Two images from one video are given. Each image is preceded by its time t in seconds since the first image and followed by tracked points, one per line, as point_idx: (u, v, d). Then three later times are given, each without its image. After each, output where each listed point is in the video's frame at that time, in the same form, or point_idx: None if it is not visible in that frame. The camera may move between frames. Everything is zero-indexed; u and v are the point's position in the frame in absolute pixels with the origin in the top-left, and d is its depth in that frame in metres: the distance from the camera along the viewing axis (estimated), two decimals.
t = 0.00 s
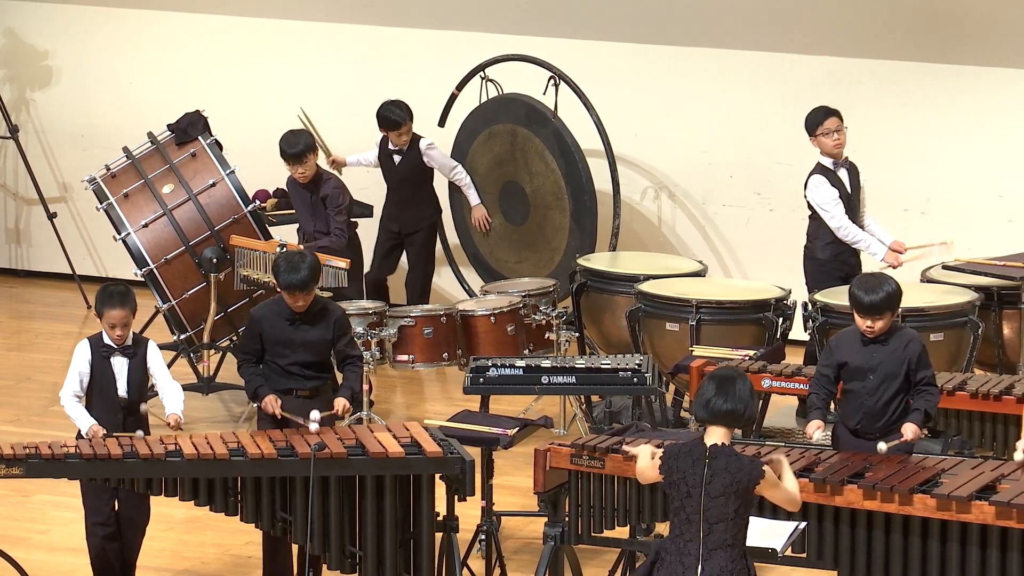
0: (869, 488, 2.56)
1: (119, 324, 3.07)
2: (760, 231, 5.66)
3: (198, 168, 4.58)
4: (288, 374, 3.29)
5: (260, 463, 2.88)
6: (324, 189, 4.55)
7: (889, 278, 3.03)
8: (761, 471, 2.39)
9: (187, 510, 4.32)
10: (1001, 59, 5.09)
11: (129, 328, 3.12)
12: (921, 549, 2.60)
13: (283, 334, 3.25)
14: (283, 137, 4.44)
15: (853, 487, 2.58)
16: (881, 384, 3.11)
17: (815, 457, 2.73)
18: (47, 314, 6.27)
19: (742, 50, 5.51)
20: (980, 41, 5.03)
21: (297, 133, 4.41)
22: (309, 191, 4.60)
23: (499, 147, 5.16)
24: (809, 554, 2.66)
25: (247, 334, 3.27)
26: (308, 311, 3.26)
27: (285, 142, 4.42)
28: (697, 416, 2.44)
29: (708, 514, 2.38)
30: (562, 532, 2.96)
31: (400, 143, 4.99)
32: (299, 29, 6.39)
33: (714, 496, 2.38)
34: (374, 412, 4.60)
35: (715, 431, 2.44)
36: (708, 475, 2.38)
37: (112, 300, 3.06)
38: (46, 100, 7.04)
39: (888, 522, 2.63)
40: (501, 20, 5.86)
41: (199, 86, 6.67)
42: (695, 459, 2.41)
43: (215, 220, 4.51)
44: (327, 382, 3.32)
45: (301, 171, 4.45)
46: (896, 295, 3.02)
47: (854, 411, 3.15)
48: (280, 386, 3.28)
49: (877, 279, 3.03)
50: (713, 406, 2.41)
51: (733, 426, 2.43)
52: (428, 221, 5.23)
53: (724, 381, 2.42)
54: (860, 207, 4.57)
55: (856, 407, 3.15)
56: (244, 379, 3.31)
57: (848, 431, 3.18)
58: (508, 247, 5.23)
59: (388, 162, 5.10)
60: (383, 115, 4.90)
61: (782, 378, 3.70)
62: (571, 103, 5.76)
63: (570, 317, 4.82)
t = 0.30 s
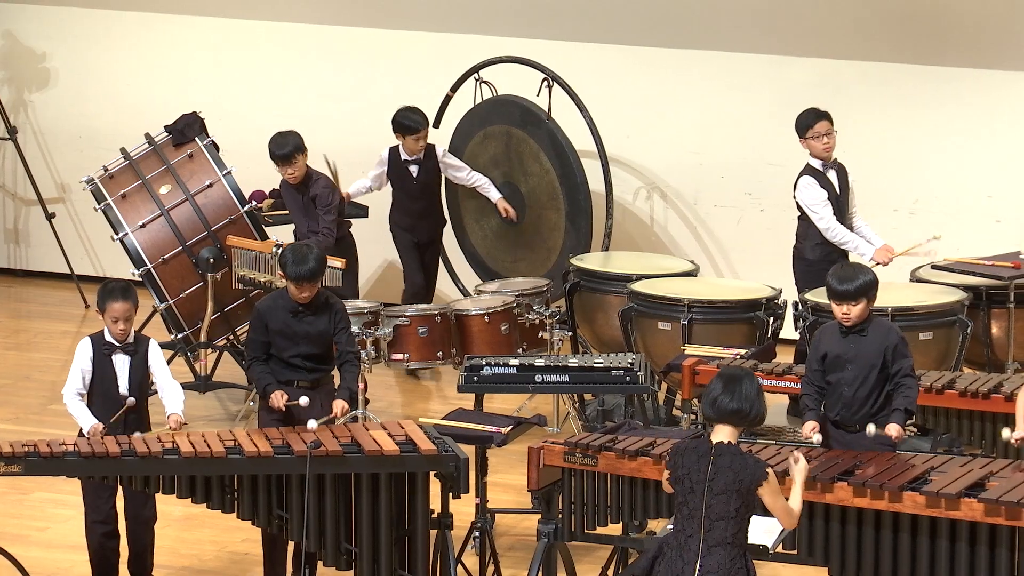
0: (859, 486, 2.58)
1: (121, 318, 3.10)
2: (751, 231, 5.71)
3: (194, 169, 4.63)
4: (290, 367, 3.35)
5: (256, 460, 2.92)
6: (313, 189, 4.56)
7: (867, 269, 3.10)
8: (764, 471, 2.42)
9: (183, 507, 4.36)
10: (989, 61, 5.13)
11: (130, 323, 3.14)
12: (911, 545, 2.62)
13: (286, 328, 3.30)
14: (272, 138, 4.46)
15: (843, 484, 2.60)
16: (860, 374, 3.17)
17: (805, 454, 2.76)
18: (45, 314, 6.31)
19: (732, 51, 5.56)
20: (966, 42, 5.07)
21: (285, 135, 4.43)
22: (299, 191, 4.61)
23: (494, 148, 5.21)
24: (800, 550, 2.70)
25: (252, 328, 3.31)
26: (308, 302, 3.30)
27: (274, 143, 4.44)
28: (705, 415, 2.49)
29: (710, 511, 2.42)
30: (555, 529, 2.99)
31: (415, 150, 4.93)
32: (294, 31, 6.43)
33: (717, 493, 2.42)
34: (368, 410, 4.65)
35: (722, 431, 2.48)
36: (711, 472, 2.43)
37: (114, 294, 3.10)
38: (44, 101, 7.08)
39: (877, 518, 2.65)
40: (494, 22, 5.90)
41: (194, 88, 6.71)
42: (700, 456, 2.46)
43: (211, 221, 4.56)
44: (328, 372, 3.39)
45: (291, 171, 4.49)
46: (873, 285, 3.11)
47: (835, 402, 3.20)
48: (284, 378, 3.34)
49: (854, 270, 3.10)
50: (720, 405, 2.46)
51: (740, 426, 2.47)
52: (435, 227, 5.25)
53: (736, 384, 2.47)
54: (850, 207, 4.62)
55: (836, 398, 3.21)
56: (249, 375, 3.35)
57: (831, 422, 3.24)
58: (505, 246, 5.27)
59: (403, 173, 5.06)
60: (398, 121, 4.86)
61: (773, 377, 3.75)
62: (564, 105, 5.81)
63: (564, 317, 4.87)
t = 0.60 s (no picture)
0: (851, 484, 2.60)
1: (133, 316, 3.16)
2: (744, 231, 5.74)
3: (192, 170, 4.66)
4: (286, 364, 3.39)
5: (252, 459, 2.95)
6: (304, 189, 4.60)
7: (857, 261, 3.13)
8: (761, 469, 2.43)
9: (180, 505, 4.40)
10: (980, 62, 5.17)
11: (143, 322, 3.20)
12: (903, 543, 2.64)
13: (279, 323, 3.33)
14: (264, 140, 4.49)
15: (836, 483, 2.63)
16: (851, 371, 3.19)
17: (798, 453, 2.79)
18: (43, 314, 6.34)
19: (726, 53, 5.59)
20: (958, 44, 5.11)
21: (276, 138, 4.46)
22: (291, 192, 4.66)
23: (488, 150, 5.22)
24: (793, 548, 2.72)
25: (247, 325, 3.35)
26: (301, 297, 3.33)
27: (265, 146, 4.48)
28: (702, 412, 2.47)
29: (707, 507, 2.44)
30: (549, 527, 3.02)
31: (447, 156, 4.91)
32: (291, 32, 6.46)
33: (714, 490, 2.44)
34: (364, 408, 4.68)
35: (723, 428, 2.49)
36: (709, 469, 2.45)
37: (124, 293, 3.15)
38: (43, 103, 7.12)
39: (869, 516, 2.67)
40: (489, 24, 5.94)
41: (192, 89, 6.74)
42: (698, 452, 2.48)
43: (209, 221, 4.60)
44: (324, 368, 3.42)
45: (281, 172, 4.53)
46: (864, 279, 3.13)
47: (826, 398, 3.23)
48: (280, 374, 3.38)
49: (845, 264, 3.13)
50: (715, 402, 2.44)
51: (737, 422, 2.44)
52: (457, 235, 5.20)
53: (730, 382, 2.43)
54: (843, 209, 4.66)
55: (828, 395, 3.23)
56: (245, 373, 3.38)
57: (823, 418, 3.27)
58: (500, 246, 5.29)
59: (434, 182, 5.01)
60: (429, 128, 4.85)
61: (767, 376, 3.80)
62: (558, 106, 5.84)
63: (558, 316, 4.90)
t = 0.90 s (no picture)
0: (842, 482, 2.64)
1: (139, 319, 3.23)
2: (735, 231, 5.78)
3: (189, 171, 4.71)
4: (274, 366, 3.45)
5: (249, 457, 2.99)
6: (296, 190, 4.65)
7: (860, 263, 3.21)
8: (744, 464, 2.46)
9: (178, 503, 4.45)
10: (971, 65, 5.22)
11: (150, 322, 3.27)
12: (893, 540, 2.68)
13: (266, 326, 3.40)
14: (256, 142, 4.57)
15: (826, 481, 2.66)
16: (850, 371, 3.23)
17: (789, 450, 2.84)
18: (42, 313, 6.39)
19: (720, 56, 5.63)
20: (949, 47, 5.15)
21: (268, 138, 4.53)
22: (285, 192, 4.71)
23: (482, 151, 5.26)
24: (784, 545, 2.75)
25: (233, 330, 3.41)
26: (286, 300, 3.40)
27: (257, 147, 4.55)
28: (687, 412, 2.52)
29: (696, 504, 2.48)
30: (543, 524, 3.06)
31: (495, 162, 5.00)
32: (287, 35, 6.50)
33: (702, 486, 2.47)
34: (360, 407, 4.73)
35: (709, 426, 2.52)
36: (697, 466, 2.49)
37: (133, 296, 3.23)
38: (42, 105, 7.16)
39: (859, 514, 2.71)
40: (484, 26, 5.98)
41: (189, 92, 6.78)
42: (686, 450, 2.52)
43: (206, 222, 4.64)
44: (311, 370, 3.48)
45: (273, 172, 4.58)
46: (866, 279, 3.22)
47: (825, 399, 3.26)
48: (269, 376, 3.44)
49: (846, 264, 3.22)
50: (700, 401, 2.47)
51: (723, 420, 2.49)
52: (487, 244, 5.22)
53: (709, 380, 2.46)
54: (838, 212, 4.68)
55: (827, 395, 3.26)
56: (234, 377, 3.44)
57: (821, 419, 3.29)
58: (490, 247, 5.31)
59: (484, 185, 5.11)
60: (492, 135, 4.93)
61: (757, 375, 3.86)
62: (553, 108, 5.88)
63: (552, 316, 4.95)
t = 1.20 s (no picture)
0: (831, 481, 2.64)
1: (141, 317, 3.28)
2: (726, 232, 5.82)
3: (183, 172, 4.74)
4: (260, 363, 3.48)
5: (243, 456, 3.02)
6: (285, 190, 4.69)
7: (865, 266, 3.21)
8: (718, 454, 2.41)
9: (173, 502, 4.48)
10: (960, 68, 5.24)
11: (151, 320, 3.33)
12: (881, 537, 2.69)
13: (252, 322, 3.44)
14: (245, 142, 4.59)
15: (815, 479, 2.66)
16: (848, 374, 3.24)
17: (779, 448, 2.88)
18: (38, 313, 6.42)
19: (712, 58, 5.66)
20: (939, 50, 5.18)
21: (258, 139, 4.55)
22: (275, 192, 4.76)
23: (473, 151, 5.31)
24: (774, 543, 2.78)
25: (219, 326, 3.45)
26: (273, 295, 3.43)
27: (246, 147, 4.58)
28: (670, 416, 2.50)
29: (681, 498, 2.43)
30: (534, 522, 3.09)
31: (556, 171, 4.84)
32: (282, 37, 6.53)
33: (686, 481, 2.43)
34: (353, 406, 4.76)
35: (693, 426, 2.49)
36: (679, 461, 2.44)
37: (136, 293, 3.30)
38: (37, 106, 7.19)
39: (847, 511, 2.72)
40: (476, 29, 6.01)
41: (183, 93, 6.82)
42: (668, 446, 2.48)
43: (199, 222, 4.67)
44: (297, 368, 3.50)
45: (263, 174, 4.62)
46: (871, 283, 3.21)
47: (822, 400, 3.27)
48: (256, 374, 3.47)
49: (852, 267, 3.21)
50: (681, 404, 2.45)
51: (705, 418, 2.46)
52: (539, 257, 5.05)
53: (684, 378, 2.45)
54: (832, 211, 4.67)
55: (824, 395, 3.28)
56: (221, 375, 3.47)
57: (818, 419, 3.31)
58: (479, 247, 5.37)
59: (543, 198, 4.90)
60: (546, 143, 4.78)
61: (747, 374, 3.90)
62: (545, 109, 5.92)
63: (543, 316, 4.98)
